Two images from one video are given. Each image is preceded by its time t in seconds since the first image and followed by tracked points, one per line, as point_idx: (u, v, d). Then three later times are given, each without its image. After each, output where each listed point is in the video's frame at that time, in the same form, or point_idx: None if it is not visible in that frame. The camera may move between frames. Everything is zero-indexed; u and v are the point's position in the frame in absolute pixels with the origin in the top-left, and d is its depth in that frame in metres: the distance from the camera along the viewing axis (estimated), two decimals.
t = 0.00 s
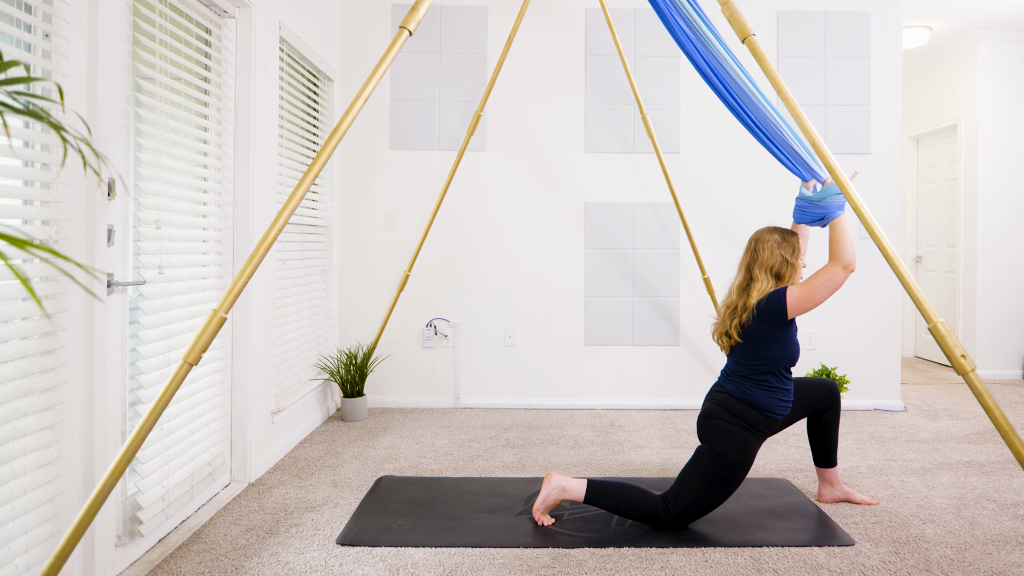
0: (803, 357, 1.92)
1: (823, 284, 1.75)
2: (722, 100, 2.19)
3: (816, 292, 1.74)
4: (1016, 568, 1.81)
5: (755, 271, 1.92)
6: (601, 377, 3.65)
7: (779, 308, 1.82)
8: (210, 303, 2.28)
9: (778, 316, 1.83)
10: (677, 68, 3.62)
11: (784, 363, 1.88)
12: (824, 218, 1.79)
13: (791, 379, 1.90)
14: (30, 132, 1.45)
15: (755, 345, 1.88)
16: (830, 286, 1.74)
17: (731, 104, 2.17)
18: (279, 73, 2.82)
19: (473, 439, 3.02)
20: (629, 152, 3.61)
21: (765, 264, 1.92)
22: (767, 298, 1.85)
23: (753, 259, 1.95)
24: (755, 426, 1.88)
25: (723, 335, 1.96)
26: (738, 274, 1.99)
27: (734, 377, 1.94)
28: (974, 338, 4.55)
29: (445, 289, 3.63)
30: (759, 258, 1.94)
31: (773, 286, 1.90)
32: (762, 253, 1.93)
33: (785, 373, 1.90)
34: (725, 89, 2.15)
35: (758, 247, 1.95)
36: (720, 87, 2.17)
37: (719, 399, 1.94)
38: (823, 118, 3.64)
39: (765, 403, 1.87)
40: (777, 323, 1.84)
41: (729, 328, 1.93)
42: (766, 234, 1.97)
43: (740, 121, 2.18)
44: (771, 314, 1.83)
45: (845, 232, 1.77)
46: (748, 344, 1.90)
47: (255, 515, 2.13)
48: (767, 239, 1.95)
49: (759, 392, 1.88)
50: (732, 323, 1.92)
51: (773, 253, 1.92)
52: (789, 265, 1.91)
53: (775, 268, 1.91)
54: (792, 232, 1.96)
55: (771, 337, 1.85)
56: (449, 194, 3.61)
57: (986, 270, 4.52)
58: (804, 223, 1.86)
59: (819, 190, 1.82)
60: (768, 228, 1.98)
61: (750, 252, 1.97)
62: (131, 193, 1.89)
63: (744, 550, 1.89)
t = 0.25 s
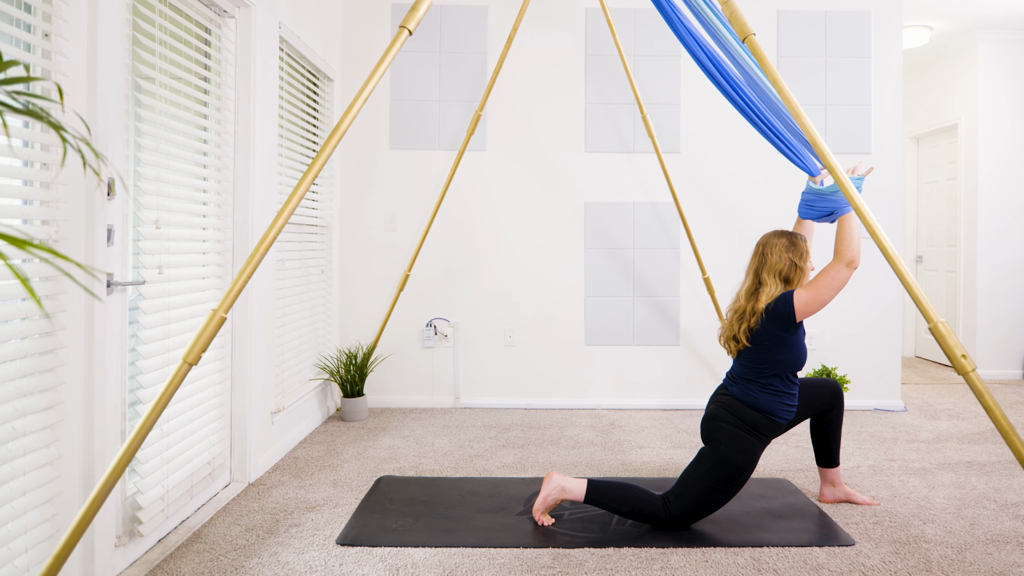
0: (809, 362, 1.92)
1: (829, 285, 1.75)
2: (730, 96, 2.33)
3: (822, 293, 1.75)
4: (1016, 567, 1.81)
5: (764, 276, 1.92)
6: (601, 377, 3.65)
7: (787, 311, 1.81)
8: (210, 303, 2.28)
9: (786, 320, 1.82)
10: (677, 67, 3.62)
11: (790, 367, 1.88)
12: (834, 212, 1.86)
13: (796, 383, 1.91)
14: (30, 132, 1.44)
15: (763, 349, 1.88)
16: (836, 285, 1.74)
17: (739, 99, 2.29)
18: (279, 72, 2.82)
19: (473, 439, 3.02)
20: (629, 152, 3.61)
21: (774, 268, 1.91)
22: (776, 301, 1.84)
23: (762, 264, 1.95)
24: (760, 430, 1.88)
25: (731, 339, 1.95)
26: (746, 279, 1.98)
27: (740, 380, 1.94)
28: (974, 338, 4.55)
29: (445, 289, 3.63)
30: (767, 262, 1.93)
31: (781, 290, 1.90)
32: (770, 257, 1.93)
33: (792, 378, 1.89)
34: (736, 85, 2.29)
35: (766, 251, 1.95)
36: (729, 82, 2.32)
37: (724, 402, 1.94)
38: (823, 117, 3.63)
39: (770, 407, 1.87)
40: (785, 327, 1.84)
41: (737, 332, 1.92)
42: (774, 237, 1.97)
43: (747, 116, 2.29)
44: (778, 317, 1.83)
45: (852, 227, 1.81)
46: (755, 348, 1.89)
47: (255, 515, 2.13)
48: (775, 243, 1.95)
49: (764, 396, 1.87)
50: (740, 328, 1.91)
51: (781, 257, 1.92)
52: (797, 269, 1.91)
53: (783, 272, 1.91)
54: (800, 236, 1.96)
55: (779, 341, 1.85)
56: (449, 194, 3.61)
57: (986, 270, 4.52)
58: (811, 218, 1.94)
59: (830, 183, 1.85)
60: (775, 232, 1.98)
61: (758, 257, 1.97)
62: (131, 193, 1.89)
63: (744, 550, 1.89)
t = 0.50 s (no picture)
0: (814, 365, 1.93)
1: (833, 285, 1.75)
2: (733, 93, 2.31)
3: (826, 292, 1.74)
4: (1016, 567, 1.81)
5: (770, 279, 1.92)
6: (601, 377, 3.65)
7: (793, 313, 1.81)
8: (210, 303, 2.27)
9: (792, 323, 1.83)
10: (677, 67, 3.62)
11: (795, 370, 1.88)
12: (837, 210, 1.89)
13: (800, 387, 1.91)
14: (29, 132, 1.44)
15: (769, 351, 1.88)
16: (840, 284, 1.74)
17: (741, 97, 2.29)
18: (279, 71, 2.82)
19: (473, 439, 3.02)
20: (629, 151, 3.61)
21: (780, 271, 1.91)
22: (782, 304, 1.85)
23: (768, 267, 1.95)
24: (763, 432, 1.87)
25: (737, 342, 1.95)
26: (754, 283, 1.98)
27: (744, 381, 1.93)
28: (974, 337, 4.55)
29: (445, 289, 3.62)
30: (774, 266, 1.93)
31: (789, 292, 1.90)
32: (777, 260, 1.93)
33: (796, 381, 1.90)
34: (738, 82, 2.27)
35: (773, 254, 1.95)
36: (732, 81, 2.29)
37: (727, 403, 1.93)
38: (823, 117, 3.63)
39: (773, 409, 1.87)
40: (791, 328, 1.84)
41: (743, 335, 1.92)
42: (781, 240, 1.97)
43: (750, 113, 2.31)
44: (784, 319, 1.84)
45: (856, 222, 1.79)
46: (761, 350, 1.89)
47: (255, 515, 2.13)
48: (782, 245, 1.94)
49: (768, 398, 1.87)
50: (746, 331, 1.92)
51: (788, 260, 1.91)
52: (805, 271, 1.90)
53: (790, 275, 1.91)
54: (808, 238, 1.95)
55: (785, 343, 1.85)
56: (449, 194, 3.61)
57: (986, 270, 4.51)
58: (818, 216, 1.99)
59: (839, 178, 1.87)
60: (782, 234, 1.98)
61: (765, 260, 1.97)
62: (130, 193, 1.89)
63: (745, 550, 1.88)
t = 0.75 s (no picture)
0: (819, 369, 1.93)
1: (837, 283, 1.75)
2: (736, 91, 2.33)
3: (831, 290, 1.74)
4: (1017, 568, 1.81)
5: (778, 282, 1.92)
6: (601, 377, 3.65)
7: (799, 313, 1.81)
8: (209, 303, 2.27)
9: (799, 324, 1.82)
10: (677, 67, 3.62)
11: (800, 372, 1.88)
12: (843, 206, 2.06)
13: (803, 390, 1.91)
14: (29, 131, 1.44)
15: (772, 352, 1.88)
16: (844, 281, 1.73)
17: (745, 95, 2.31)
18: (279, 71, 2.82)
19: (473, 439, 3.01)
20: (629, 151, 3.61)
21: (787, 274, 1.92)
22: (787, 305, 1.84)
23: (776, 270, 1.96)
24: (765, 434, 1.87)
25: (743, 344, 1.95)
26: (760, 285, 1.98)
27: (747, 382, 1.94)
28: (974, 337, 4.55)
29: (445, 289, 3.62)
30: (781, 269, 1.94)
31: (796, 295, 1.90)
32: (784, 263, 1.94)
33: (800, 383, 1.90)
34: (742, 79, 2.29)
35: (780, 257, 1.96)
36: (736, 79, 2.31)
37: (729, 404, 1.92)
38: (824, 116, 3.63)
39: (775, 410, 1.87)
40: (798, 328, 1.83)
41: (750, 338, 1.92)
42: (788, 244, 1.98)
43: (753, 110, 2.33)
44: (790, 321, 1.83)
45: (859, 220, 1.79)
46: (766, 351, 1.90)
47: (255, 515, 2.13)
48: (788, 249, 1.96)
49: (770, 399, 1.87)
50: (752, 333, 1.91)
51: (795, 263, 1.93)
52: (812, 275, 1.92)
53: (797, 278, 1.92)
54: (815, 241, 1.96)
55: (790, 344, 1.85)
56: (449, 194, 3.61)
57: (987, 270, 4.51)
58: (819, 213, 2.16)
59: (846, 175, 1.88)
60: (787, 238, 1.99)
61: (771, 263, 1.98)
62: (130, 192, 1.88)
63: (745, 551, 1.88)
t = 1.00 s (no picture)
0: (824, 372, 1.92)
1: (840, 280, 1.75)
2: (739, 89, 2.34)
3: (835, 288, 1.75)
4: (1017, 568, 1.81)
5: (785, 282, 1.91)
6: (602, 377, 3.65)
7: (804, 312, 1.81)
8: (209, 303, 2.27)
9: (804, 324, 1.82)
10: (678, 66, 3.61)
11: (802, 373, 1.87)
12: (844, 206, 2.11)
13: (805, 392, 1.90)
14: (28, 131, 1.44)
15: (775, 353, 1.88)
16: (847, 278, 1.74)
17: (748, 94, 2.32)
18: (279, 70, 2.82)
19: (473, 439, 3.01)
20: (629, 151, 3.61)
21: (796, 275, 1.91)
22: (793, 305, 1.83)
23: (783, 271, 1.94)
24: (766, 434, 1.86)
25: (749, 345, 1.94)
26: (767, 287, 1.97)
27: (750, 382, 1.93)
28: (975, 337, 4.54)
29: (445, 289, 3.62)
30: (789, 269, 1.93)
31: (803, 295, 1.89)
32: (791, 264, 1.93)
33: (804, 385, 1.89)
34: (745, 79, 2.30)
35: (787, 259, 1.95)
36: (739, 77, 2.32)
37: (731, 404, 1.92)
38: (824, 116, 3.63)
39: (775, 411, 1.86)
40: (802, 328, 1.82)
41: (756, 339, 1.91)
42: (795, 245, 1.97)
43: (755, 110, 2.34)
44: (794, 321, 1.83)
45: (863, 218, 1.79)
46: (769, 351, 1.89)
47: (255, 515, 2.13)
48: (796, 249, 1.95)
49: (771, 399, 1.87)
50: (759, 334, 1.90)
51: (803, 264, 1.91)
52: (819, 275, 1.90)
53: (805, 279, 1.91)
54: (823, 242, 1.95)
55: (793, 345, 1.85)
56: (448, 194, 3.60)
57: (987, 269, 4.51)
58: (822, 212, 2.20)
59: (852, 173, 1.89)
60: (795, 239, 1.98)
61: (779, 264, 1.97)
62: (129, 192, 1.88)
63: (745, 551, 1.88)
